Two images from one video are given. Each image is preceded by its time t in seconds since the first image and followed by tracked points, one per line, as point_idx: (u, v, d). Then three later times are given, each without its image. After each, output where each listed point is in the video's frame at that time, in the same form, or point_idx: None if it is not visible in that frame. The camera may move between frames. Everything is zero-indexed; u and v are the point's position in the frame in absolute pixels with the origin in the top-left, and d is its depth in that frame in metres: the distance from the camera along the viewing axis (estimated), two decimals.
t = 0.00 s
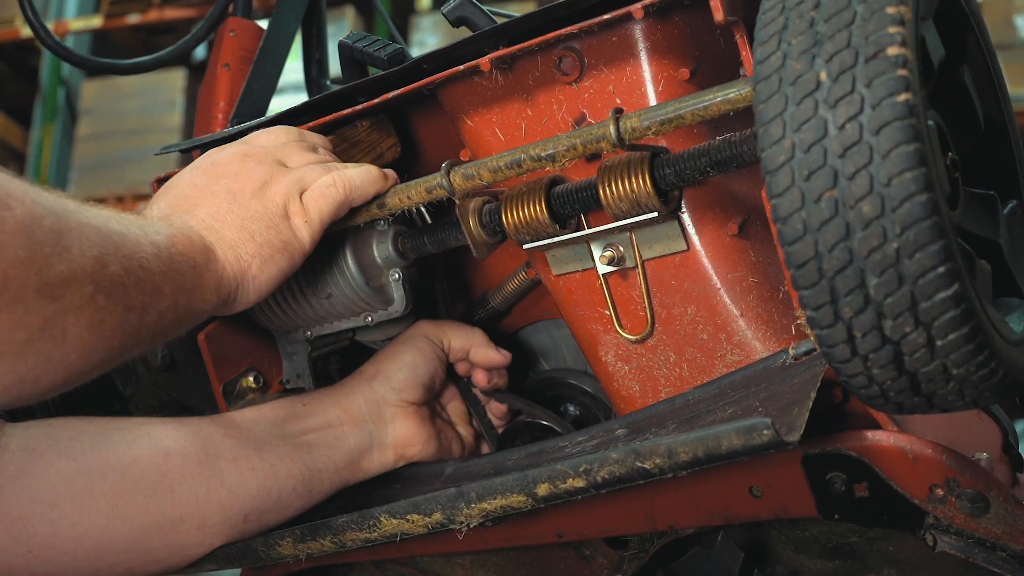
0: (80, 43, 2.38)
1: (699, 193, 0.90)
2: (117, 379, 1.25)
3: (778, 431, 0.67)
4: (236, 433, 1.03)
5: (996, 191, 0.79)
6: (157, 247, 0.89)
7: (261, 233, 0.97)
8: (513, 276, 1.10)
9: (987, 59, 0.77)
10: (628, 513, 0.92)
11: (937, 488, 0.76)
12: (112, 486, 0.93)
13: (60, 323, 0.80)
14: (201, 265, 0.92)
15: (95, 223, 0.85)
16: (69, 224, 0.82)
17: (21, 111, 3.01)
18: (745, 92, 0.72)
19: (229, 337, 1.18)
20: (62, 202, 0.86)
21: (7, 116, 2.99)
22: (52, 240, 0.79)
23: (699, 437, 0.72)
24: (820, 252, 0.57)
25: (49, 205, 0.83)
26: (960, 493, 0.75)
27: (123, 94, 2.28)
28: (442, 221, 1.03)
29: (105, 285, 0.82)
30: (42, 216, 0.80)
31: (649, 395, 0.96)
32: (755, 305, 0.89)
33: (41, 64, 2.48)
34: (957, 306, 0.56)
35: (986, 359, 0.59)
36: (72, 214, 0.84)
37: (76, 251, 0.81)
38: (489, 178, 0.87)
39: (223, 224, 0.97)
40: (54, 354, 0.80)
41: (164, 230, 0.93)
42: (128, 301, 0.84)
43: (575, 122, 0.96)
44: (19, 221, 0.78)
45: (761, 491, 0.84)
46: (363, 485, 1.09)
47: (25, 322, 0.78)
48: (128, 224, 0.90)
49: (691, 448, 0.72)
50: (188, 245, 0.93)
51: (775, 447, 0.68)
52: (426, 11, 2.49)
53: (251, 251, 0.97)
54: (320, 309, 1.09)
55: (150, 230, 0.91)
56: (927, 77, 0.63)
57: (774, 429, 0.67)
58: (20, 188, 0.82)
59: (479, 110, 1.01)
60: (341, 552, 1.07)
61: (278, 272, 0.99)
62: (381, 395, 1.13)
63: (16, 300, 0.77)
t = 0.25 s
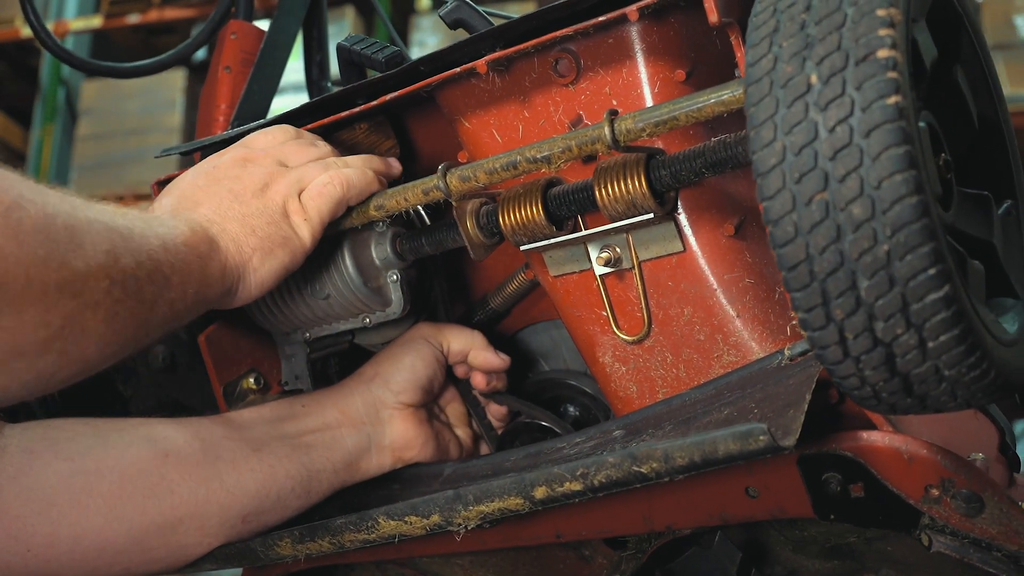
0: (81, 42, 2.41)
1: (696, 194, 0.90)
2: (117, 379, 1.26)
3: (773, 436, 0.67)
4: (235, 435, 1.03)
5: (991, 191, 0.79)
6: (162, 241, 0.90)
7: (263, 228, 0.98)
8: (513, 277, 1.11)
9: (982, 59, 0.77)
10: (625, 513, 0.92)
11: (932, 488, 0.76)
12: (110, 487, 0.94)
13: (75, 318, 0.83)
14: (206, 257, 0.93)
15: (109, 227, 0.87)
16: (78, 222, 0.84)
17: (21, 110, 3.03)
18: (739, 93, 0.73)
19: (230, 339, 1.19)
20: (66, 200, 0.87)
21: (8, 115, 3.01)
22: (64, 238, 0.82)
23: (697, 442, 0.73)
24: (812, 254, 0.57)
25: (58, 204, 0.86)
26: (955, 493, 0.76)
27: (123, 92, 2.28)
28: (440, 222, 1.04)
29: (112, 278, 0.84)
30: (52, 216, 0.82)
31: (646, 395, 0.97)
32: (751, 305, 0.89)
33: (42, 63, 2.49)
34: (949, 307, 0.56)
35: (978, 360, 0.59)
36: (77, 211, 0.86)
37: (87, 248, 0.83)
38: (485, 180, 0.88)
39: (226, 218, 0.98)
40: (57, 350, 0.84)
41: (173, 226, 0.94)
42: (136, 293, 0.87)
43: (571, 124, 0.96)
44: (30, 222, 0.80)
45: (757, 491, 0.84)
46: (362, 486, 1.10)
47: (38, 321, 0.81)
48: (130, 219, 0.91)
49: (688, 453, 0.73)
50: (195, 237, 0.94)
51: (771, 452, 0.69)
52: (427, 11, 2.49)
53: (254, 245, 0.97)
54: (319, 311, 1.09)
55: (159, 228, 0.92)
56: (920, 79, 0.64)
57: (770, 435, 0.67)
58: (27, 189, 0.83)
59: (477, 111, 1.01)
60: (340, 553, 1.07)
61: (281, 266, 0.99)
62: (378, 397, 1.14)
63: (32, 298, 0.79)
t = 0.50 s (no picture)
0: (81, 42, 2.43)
1: (686, 193, 0.90)
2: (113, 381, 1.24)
3: (755, 432, 0.67)
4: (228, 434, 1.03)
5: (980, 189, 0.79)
6: (166, 243, 0.90)
7: (259, 224, 0.98)
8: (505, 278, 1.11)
9: (970, 56, 0.77)
10: (616, 513, 0.92)
11: (921, 487, 0.76)
12: (104, 488, 0.94)
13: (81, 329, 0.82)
14: (205, 257, 0.93)
15: (100, 226, 0.85)
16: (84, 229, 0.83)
17: (22, 110, 3.03)
18: (724, 92, 0.72)
19: (226, 341, 1.19)
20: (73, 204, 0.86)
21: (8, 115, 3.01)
22: (74, 250, 0.81)
23: (682, 438, 0.73)
24: (793, 253, 0.57)
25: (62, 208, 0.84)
26: (944, 492, 0.75)
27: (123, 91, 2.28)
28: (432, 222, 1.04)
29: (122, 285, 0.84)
30: (64, 228, 0.82)
31: (638, 395, 0.97)
32: (741, 305, 0.89)
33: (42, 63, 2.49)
34: (930, 306, 0.55)
35: (962, 359, 0.58)
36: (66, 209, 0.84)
37: (97, 259, 0.83)
38: (474, 180, 0.88)
39: (222, 213, 0.97)
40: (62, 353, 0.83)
41: (166, 222, 0.93)
42: (142, 302, 0.86)
43: (561, 123, 0.96)
44: (44, 236, 0.79)
45: (747, 491, 0.84)
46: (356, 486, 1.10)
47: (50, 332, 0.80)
48: (135, 220, 0.90)
49: (671, 450, 0.73)
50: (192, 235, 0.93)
51: (753, 447, 0.69)
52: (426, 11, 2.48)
53: (249, 242, 0.97)
54: (311, 311, 1.09)
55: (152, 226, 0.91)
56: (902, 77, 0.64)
57: (751, 429, 0.67)
58: (36, 197, 0.82)
59: (468, 112, 1.01)
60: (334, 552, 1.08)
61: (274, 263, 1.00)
62: (372, 397, 1.14)
63: (37, 314, 0.78)
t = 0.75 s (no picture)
0: (81, 42, 2.44)
1: (676, 193, 0.90)
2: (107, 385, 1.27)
3: (746, 439, 0.67)
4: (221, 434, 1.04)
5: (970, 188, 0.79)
6: (160, 257, 0.90)
7: (254, 236, 0.98)
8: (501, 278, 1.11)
9: (958, 54, 0.77)
10: (607, 513, 0.92)
11: (910, 487, 0.75)
12: (99, 486, 0.94)
13: (71, 340, 0.82)
14: (200, 271, 0.93)
15: (91, 236, 0.86)
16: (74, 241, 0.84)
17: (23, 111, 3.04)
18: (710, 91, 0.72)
19: (223, 341, 1.20)
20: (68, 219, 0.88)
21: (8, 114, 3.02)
22: (64, 264, 0.82)
23: (672, 443, 0.72)
24: (773, 251, 0.57)
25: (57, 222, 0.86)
26: (934, 491, 0.75)
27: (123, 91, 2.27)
28: (424, 223, 1.04)
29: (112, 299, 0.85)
30: (55, 241, 0.83)
31: (629, 395, 0.96)
32: (731, 304, 0.89)
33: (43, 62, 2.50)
34: (911, 303, 0.55)
35: (943, 357, 0.58)
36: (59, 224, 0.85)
37: (87, 273, 0.83)
38: (463, 180, 0.88)
39: (216, 229, 0.98)
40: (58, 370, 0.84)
41: (163, 238, 0.93)
42: (135, 314, 0.86)
43: (551, 123, 0.96)
44: (34, 249, 0.80)
45: (737, 491, 0.84)
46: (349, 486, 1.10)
47: (44, 345, 0.80)
48: (129, 234, 0.91)
49: (661, 454, 0.73)
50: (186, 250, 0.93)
51: (743, 452, 0.69)
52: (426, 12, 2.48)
53: (246, 253, 0.97)
54: (304, 310, 1.10)
55: (146, 237, 0.92)
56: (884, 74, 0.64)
57: (740, 435, 0.67)
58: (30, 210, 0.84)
59: (459, 112, 1.01)
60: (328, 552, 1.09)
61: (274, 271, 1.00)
62: (367, 398, 1.14)
63: (29, 329, 0.79)
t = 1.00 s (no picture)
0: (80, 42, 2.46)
1: (662, 193, 0.89)
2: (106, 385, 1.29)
3: (724, 441, 0.67)
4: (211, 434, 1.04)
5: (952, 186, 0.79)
6: (138, 246, 0.91)
7: (231, 230, 0.99)
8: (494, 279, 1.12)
9: (939, 51, 0.77)
10: (595, 512, 0.92)
11: (894, 486, 0.75)
12: (89, 486, 0.95)
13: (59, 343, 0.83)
14: (177, 257, 0.95)
15: (72, 231, 0.86)
16: (56, 243, 0.84)
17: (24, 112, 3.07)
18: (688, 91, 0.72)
19: (217, 343, 1.21)
20: (45, 211, 0.87)
21: (10, 115, 3.04)
22: (52, 263, 0.82)
23: (652, 443, 0.72)
24: (746, 254, 0.57)
25: (33, 218, 0.84)
26: (917, 490, 0.75)
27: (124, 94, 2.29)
28: (413, 224, 1.04)
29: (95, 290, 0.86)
30: (41, 241, 0.82)
31: (618, 396, 0.96)
32: (717, 304, 0.89)
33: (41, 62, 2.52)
34: (884, 305, 0.55)
35: (919, 357, 0.58)
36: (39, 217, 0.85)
37: (72, 269, 0.84)
38: (447, 182, 0.88)
39: (195, 216, 0.98)
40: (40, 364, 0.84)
41: (141, 223, 0.94)
42: (115, 307, 0.88)
43: (537, 124, 0.96)
44: (24, 252, 0.80)
45: (723, 490, 0.83)
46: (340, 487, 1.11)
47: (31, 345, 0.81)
48: (107, 222, 0.91)
49: (641, 455, 0.73)
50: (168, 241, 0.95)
51: (721, 453, 0.69)
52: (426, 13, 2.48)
53: (220, 245, 0.99)
54: (295, 313, 1.10)
55: (122, 225, 0.92)
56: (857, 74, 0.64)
57: (718, 436, 0.67)
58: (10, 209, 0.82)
59: (447, 113, 1.01)
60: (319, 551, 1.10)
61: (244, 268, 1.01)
62: (356, 399, 1.14)
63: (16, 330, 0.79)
